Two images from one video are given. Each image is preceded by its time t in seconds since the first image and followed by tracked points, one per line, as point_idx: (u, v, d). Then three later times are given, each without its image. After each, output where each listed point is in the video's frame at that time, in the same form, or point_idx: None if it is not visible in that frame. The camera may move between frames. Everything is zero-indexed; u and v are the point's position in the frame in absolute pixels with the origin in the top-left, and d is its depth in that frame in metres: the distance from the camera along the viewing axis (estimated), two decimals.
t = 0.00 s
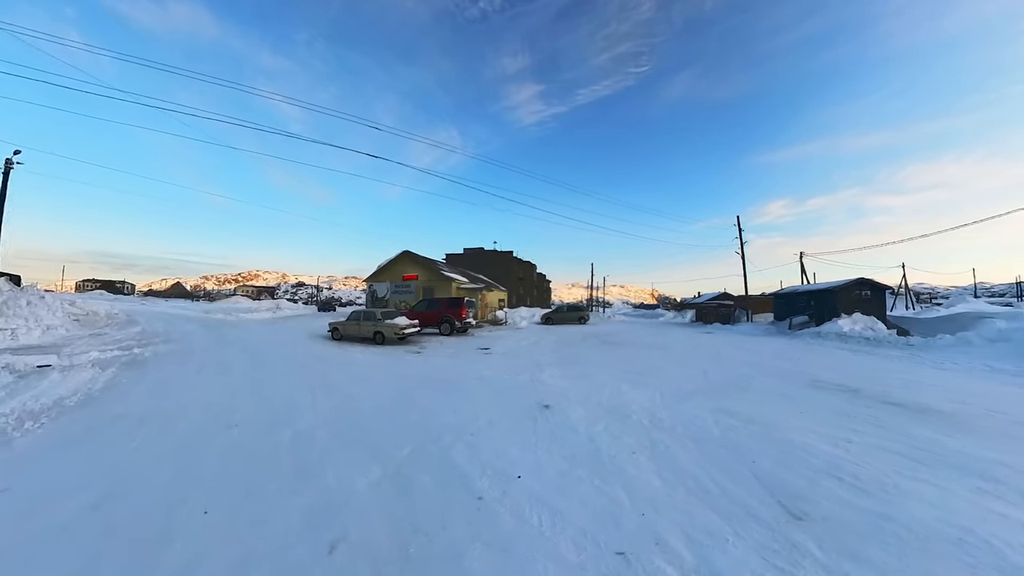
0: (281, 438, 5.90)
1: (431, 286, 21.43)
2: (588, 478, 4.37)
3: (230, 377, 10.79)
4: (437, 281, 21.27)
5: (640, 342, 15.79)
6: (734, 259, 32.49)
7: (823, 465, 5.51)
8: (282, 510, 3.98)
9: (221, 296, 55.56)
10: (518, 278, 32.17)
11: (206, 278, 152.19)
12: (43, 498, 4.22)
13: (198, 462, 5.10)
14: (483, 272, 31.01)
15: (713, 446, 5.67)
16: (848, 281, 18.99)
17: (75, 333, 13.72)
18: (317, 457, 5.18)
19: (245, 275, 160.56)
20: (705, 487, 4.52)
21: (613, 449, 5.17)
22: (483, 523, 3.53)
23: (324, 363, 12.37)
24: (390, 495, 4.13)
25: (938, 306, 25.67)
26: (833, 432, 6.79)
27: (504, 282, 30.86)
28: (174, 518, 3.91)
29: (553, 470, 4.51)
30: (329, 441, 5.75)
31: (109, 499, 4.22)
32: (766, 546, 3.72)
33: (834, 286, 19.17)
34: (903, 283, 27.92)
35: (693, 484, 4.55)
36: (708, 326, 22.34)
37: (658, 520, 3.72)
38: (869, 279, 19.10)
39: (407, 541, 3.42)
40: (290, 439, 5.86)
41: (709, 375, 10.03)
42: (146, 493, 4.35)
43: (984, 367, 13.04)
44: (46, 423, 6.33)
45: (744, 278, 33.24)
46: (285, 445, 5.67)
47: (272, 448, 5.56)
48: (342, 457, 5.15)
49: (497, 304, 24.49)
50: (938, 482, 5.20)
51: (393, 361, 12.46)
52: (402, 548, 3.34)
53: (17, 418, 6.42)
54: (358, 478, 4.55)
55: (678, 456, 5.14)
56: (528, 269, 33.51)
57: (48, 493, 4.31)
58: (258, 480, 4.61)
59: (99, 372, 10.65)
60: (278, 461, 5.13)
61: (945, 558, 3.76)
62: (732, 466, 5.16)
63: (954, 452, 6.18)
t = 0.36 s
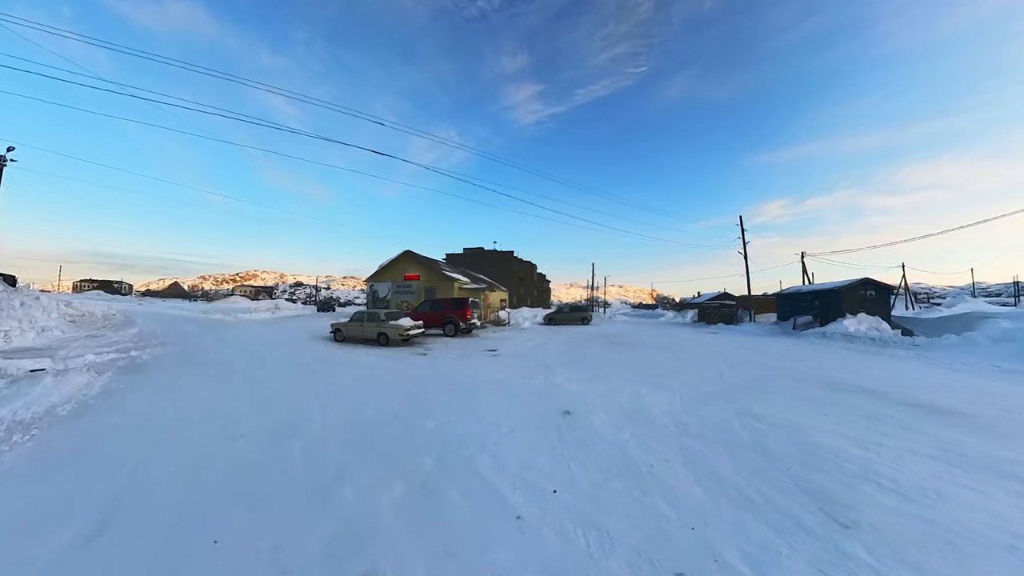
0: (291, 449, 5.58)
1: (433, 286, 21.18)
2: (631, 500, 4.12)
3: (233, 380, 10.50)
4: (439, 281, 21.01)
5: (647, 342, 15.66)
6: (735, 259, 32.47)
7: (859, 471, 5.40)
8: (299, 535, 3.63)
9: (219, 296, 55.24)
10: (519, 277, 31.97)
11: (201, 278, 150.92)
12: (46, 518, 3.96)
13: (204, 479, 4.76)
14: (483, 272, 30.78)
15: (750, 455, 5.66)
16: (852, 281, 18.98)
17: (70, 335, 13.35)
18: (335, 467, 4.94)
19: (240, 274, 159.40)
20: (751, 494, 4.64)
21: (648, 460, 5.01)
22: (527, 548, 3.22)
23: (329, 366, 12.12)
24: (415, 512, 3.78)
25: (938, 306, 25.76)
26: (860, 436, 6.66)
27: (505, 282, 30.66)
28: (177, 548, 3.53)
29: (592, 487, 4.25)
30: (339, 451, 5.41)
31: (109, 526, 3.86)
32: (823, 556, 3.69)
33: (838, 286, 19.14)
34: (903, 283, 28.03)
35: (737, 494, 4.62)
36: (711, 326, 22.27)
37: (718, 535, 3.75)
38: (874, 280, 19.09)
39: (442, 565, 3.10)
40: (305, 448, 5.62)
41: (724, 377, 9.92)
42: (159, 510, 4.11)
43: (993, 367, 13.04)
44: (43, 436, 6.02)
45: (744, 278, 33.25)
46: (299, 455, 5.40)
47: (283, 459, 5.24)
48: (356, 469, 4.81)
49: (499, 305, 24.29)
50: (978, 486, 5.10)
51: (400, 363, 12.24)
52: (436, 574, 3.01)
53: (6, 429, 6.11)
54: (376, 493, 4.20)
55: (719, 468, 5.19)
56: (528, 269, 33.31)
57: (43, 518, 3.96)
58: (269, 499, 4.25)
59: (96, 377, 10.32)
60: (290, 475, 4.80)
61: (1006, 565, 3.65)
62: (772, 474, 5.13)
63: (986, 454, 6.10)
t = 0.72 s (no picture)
0: (310, 455, 5.34)
1: (436, 286, 20.93)
2: (678, 512, 3.95)
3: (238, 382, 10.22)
4: (443, 281, 20.77)
5: (655, 342, 15.52)
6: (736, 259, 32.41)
7: (900, 471, 5.26)
8: (333, 548, 3.39)
9: (217, 296, 54.76)
10: (520, 277, 31.76)
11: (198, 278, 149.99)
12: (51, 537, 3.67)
13: (220, 491, 4.50)
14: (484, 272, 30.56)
15: (786, 458, 5.52)
16: (858, 281, 18.93)
17: (66, 336, 12.97)
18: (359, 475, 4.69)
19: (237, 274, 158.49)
20: (797, 502, 4.51)
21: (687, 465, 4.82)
22: (584, 564, 3.02)
23: (336, 367, 11.86)
24: (455, 525, 3.55)
25: (940, 306, 25.81)
26: (891, 435, 6.52)
27: (506, 282, 30.45)
28: (201, 569, 3.28)
29: (636, 497, 4.06)
30: (360, 456, 5.18)
31: (125, 544, 3.60)
32: (885, 564, 3.57)
33: (844, 286, 19.09)
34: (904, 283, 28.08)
35: (782, 501, 4.48)
36: (716, 326, 22.17)
37: (775, 549, 3.62)
38: (880, 279, 19.05)
39: None
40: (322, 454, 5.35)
41: (741, 377, 9.78)
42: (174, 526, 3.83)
43: (1004, 366, 12.99)
44: (45, 443, 5.74)
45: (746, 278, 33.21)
46: (319, 462, 5.14)
47: (302, 466, 5.00)
48: (382, 476, 4.55)
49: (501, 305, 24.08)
50: None
51: (408, 364, 12.00)
52: None
53: None
54: (409, 502, 3.98)
55: (759, 474, 5.05)
56: (529, 269, 33.12)
57: (52, 536, 3.69)
58: (293, 511, 4.00)
59: (97, 379, 10.01)
60: (312, 484, 4.56)
61: None
62: (813, 480, 5.00)
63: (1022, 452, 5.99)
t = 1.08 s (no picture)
0: (328, 464, 5.09)
1: (440, 286, 20.70)
2: (726, 527, 3.76)
3: (244, 386, 9.96)
4: (447, 281, 20.54)
5: (664, 343, 15.36)
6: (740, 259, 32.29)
7: (941, 474, 5.10)
8: (367, 569, 3.16)
9: (216, 296, 54.64)
10: (522, 277, 31.58)
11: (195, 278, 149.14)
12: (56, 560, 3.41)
13: (238, 505, 4.26)
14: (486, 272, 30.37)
15: (822, 463, 5.34)
16: (865, 281, 18.81)
17: (65, 338, 12.67)
18: (382, 487, 4.45)
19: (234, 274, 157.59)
20: (843, 509, 4.33)
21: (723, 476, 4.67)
22: None
23: (343, 369, 11.65)
24: (494, 544, 3.32)
25: (945, 307, 25.74)
26: (922, 437, 6.36)
27: (508, 282, 30.26)
28: None
29: (681, 509, 3.86)
30: (382, 465, 4.95)
31: (139, 566, 3.35)
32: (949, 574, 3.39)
33: (851, 286, 18.98)
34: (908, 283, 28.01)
35: (826, 508, 4.32)
36: (721, 326, 22.03)
37: (833, 562, 3.44)
38: (887, 279, 18.95)
39: None
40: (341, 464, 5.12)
41: (758, 378, 9.63)
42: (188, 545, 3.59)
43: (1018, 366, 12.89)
44: (49, 454, 5.47)
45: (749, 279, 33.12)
46: (338, 472, 4.92)
47: (321, 479, 4.75)
48: (408, 488, 4.33)
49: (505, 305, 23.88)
50: None
51: (417, 366, 11.80)
52: None
53: None
54: (441, 516, 3.77)
55: (798, 480, 4.86)
56: (531, 268, 32.94)
57: (60, 558, 3.44)
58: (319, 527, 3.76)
59: (98, 383, 9.74)
60: (334, 496, 4.33)
61: None
62: (855, 485, 4.82)
63: None
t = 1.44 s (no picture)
0: (350, 470, 4.78)
1: (445, 286, 20.42)
2: (787, 538, 3.55)
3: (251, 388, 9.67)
4: (452, 281, 20.27)
5: (676, 342, 15.14)
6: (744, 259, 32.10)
7: (993, 475, 4.88)
8: None
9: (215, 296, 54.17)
10: (525, 276, 31.36)
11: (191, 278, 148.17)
12: None
13: (258, 518, 3.96)
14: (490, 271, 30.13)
15: (868, 465, 5.11)
16: (875, 280, 18.64)
17: (64, 338, 12.34)
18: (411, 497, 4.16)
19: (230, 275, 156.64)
20: (903, 512, 4.09)
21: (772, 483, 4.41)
22: None
23: (352, 370, 11.38)
24: (546, 560, 3.06)
25: (952, 306, 25.61)
26: (962, 437, 6.14)
27: (511, 281, 30.02)
28: None
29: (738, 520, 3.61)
30: (409, 472, 4.68)
31: None
32: None
33: (861, 285, 18.81)
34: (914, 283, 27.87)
35: (884, 512, 4.09)
36: (729, 326, 21.83)
37: (908, 571, 3.20)
38: (897, 278, 18.78)
39: None
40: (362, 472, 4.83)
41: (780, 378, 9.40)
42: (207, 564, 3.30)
43: None
44: (54, 462, 5.17)
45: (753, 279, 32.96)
46: (361, 480, 4.64)
47: (343, 487, 4.46)
48: (439, 497, 4.05)
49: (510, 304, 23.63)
50: None
51: (426, 366, 11.53)
52: None
53: None
54: (482, 527, 3.49)
55: (847, 483, 4.62)
56: (535, 267, 32.72)
57: None
58: (348, 540, 3.47)
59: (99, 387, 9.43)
60: (360, 507, 4.04)
61: None
62: (907, 487, 4.59)
63: None
